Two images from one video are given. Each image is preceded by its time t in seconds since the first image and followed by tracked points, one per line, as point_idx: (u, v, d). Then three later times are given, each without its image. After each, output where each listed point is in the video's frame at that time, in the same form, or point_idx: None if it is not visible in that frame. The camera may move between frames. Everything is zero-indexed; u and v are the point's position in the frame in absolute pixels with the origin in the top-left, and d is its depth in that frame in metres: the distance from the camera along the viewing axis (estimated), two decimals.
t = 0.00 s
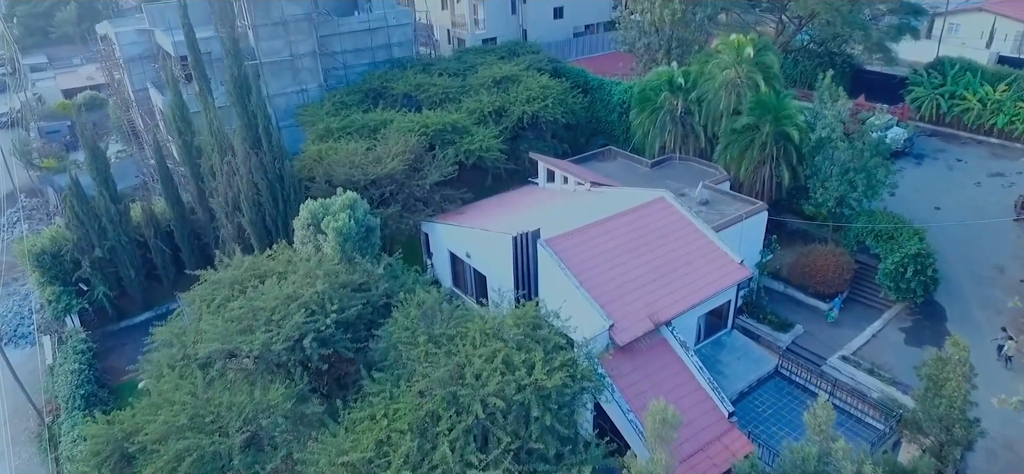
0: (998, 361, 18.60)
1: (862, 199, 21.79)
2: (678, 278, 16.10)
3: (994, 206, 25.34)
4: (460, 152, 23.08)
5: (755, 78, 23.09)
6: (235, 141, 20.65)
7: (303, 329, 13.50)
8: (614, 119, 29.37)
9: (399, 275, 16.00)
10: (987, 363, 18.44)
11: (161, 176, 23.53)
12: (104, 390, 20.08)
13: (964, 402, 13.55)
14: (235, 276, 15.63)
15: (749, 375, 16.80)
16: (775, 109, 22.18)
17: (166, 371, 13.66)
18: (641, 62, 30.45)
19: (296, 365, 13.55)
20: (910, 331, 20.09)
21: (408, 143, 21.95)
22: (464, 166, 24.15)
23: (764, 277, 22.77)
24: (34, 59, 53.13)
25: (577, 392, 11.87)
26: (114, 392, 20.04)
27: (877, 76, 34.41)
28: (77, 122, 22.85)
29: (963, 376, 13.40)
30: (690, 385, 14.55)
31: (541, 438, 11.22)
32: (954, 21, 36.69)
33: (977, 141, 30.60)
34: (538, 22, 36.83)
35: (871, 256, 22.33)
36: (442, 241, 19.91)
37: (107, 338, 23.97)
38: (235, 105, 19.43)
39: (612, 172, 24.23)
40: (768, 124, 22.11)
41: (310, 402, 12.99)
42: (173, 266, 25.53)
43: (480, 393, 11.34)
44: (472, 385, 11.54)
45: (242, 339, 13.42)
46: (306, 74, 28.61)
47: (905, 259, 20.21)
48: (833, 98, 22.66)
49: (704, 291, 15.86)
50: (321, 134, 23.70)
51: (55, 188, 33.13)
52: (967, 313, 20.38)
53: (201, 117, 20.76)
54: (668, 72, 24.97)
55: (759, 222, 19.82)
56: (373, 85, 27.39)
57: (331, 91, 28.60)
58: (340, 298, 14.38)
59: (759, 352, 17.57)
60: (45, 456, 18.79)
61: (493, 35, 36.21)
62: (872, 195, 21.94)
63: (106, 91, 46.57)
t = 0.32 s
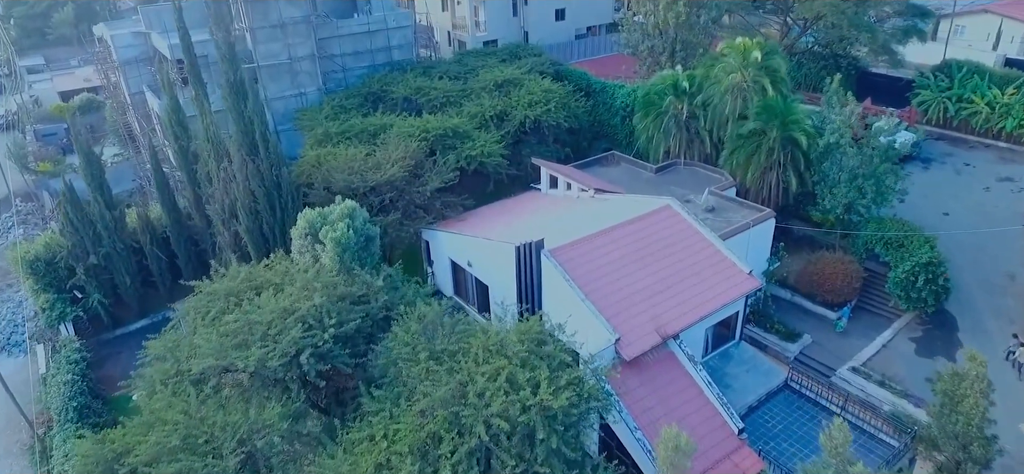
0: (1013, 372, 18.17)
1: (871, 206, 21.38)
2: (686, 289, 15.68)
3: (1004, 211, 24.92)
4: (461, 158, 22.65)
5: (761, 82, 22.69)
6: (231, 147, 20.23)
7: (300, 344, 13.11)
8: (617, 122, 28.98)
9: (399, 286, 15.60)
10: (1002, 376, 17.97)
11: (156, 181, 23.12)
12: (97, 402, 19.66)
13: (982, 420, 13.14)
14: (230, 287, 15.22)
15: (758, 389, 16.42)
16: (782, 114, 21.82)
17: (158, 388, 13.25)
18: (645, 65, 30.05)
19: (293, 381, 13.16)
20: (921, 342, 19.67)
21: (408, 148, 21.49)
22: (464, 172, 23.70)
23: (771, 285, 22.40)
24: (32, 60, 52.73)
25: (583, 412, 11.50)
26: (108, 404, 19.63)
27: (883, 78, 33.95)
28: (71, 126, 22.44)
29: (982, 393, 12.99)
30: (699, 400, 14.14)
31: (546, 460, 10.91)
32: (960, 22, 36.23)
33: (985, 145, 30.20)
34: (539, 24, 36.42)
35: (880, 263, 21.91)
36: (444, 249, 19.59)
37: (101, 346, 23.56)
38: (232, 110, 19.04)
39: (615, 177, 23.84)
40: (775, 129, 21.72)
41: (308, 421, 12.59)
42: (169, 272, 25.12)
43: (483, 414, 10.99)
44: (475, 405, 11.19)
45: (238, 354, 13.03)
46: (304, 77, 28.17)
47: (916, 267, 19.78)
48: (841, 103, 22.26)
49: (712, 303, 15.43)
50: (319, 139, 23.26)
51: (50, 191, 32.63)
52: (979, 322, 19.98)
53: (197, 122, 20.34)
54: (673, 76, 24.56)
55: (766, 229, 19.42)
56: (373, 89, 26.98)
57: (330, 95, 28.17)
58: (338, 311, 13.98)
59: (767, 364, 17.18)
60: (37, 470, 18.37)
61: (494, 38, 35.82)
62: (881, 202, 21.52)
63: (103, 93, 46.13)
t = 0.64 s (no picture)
0: None
1: (880, 213, 20.97)
2: (694, 301, 15.27)
3: (1014, 217, 24.52)
4: (463, 164, 22.23)
5: (768, 87, 22.27)
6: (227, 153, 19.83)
7: (298, 360, 12.72)
8: (620, 126, 28.57)
9: (399, 298, 15.20)
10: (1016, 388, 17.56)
11: (152, 186, 22.69)
12: (91, 414, 19.25)
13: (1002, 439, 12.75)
14: (226, 300, 14.83)
15: (767, 403, 16.03)
16: (789, 119, 21.39)
17: (151, 405, 12.85)
18: (648, 68, 29.64)
19: (290, 398, 12.78)
20: (932, 352, 19.27)
21: (408, 154, 21.06)
22: (466, 177, 23.27)
23: (778, 293, 22.01)
24: (29, 62, 52.32)
25: (590, 434, 11.13)
26: (102, 415, 19.24)
27: (889, 81, 33.54)
28: (65, 132, 22.01)
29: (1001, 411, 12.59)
30: (707, 416, 13.74)
31: None
32: (966, 24, 35.78)
33: (993, 149, 29.81)
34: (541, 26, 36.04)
35: (889, 271, 21.50)
36: (445, 257, 19.26)
37: (95, 355, 23.14)
38: (228, 116, 18.62)
39: (619, 183, 23.46)
40: (782, 134, 21.32)
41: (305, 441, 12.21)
42: (165, 279, 24.69)
43: (487, 437, 10.63)
44: (478, 427, 10.83)
45: (233, 371, 12.64)
46: (303, 80, 27.77)
47: (927, 276, 19.35)
48: (849, 108, 21.85)
49: (721, 315, 15.02)
50: (318, 144, 22.85)
51: (46, 195, 32.18)
52: (991, 332, 19.57)
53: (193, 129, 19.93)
54: (678, 80, 24.12)
55: (774, 237, 19.01)
56: (372, 92, 26.58)
57: (329, 98, 27.78)
58: (336, 326, 13.58)
59: (776, 376, 16.79)
60: None
61: (495, 40, 35.41)
62: (890, 208, 21.10)
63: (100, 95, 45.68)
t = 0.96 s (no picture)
0: None
1: (889, 220, 20.57)
2: (702, 314, 14.87)
3: None
4: (463, 169, 21.83)
5: (775, 91, 21.88)
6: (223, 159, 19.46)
7: (295, 376, 12.34)
8: (623, 130, 28.19)
9: (399, 310, 14.83)
10: None
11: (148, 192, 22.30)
12: (84, 426, 18.83)
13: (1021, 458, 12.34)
14: (221, 312, 14.44)
15: (776, 417, 15.65)
16: (797, 124, 21.00)
17: (143, 424, 12.45)
18: (651, 71, 29.26)
19: (287, 417, 12.40)
20: (943, 363, 18.85)
21: (408, 160, 20.65)
22: (467, 184, 22.88)
23: (785, 301, 21.62)
24: (26, 64, 51.87)
25: (598, 457, 10.75)
26: (96, 427, 18.84)
27: (895, 84, 33.17)
28: (59, 137, 21.60)
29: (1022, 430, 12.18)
30: (717, 433, 13.33)
31: None
32: (973, 26, 35.36)
33: (1001, 153, 29.43)
34: (543, 29, 35.76)
35: (898, 279, 21.09)
36: (446, 266, 18.89)
37: (90, 364, 22.70)
38: (225, 122, 18.25)
39: (622, 189, 23.07)
40: (789, 140, 20.94)
41: (302, 462, 11.83)
42: (161, 286, 24.25)
43: (490, 460, 10.26)
44: (482, 449, 10.46)
45: (229, 388, 12.26)
46: (302, 84, 27.35)
47: (938, 285, 18.96)
48: (857, 113, 21.46)
49: (730, 329, 14.62)
50: (317, 149, 22.44)
51: (41, 200, 31.80)
52: (1003, 342, 19.17)
53: (190, 135, 19.55)
54: (683, 84, 23.71)
55: (781, 246, 18.62)
56: (372, 96, 26.20)
57: (328, 102, 27.37)
58: (334, 341, 13.19)
59: (785, 389, 16.40)
60: None
61: (496, 42, 35.02)
62: (900, 216, 20.70)
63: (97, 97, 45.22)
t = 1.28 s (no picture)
0: None
1: (898, 228, 20.17)
2: (710, 326, 14.48)
3: None
4: (464, 175, 21.44)
5: (781, 96, 21.48)
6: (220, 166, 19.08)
7: (291, 394, 11.96)
8: (626, 134, 27.79)
9: (398, 323, 14.45)
10: None
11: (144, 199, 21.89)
12: (77, 438, 18.46)
13: None
14: (215, 325, 14.03)
15: (786, 432, 15.27)
16: (804, 129, 20.61)
17: (134, 443, 12.05)
18: (655, 74, 28.85)
19: (283, 436, 12.00)
20: (954, 374, 18.45)
21: (408, 166, 20.24)
22: (468, 190, 22.50)
23: (792, 310, 21.22)
24: (22, 66, 51.44)
25: None
26: (89, 440, 18.40)
27: (900, 87, 32.81)
28: (53, 143, 21.17)
29: None
30: (727, 450, 12.93)
31: None
32: (979, 27, 34.96)
33: (1009, 157, 29.07)
34: (544, 31, 35.50)
35: (908, 287, 20.70)
36: (447, 275, 18.52)
37: (85, 374, 22.29)
38: (221, 127, 17.98)
39: (626, 195, 22.68)
40: (796, 145, 20.56)
41: None
42: (158, 293, 23.82)
43: None
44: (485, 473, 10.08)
45: (223, 406, 11.89)
46: (300, 87, 26.92)
47: (949, 295, 18.58)
48: (865, 117, 21.11)
49: (738, 343, 14.22)
50: (315, 154, 22.02)
51: (37, 205, 31.39)
52: (1015, 352, 18.79)
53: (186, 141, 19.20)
54: (687, 88, 23.31)
55: (789, 254, 18.20)
56: (371, 100, 25.80)
57: (326, 106, 26.95)
58: (332, 356, 12.83)
59: (794, 402, 16.01)
60: None
61: (497, 45, 34.65)
62: (909, 223, 20.29)
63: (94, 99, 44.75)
